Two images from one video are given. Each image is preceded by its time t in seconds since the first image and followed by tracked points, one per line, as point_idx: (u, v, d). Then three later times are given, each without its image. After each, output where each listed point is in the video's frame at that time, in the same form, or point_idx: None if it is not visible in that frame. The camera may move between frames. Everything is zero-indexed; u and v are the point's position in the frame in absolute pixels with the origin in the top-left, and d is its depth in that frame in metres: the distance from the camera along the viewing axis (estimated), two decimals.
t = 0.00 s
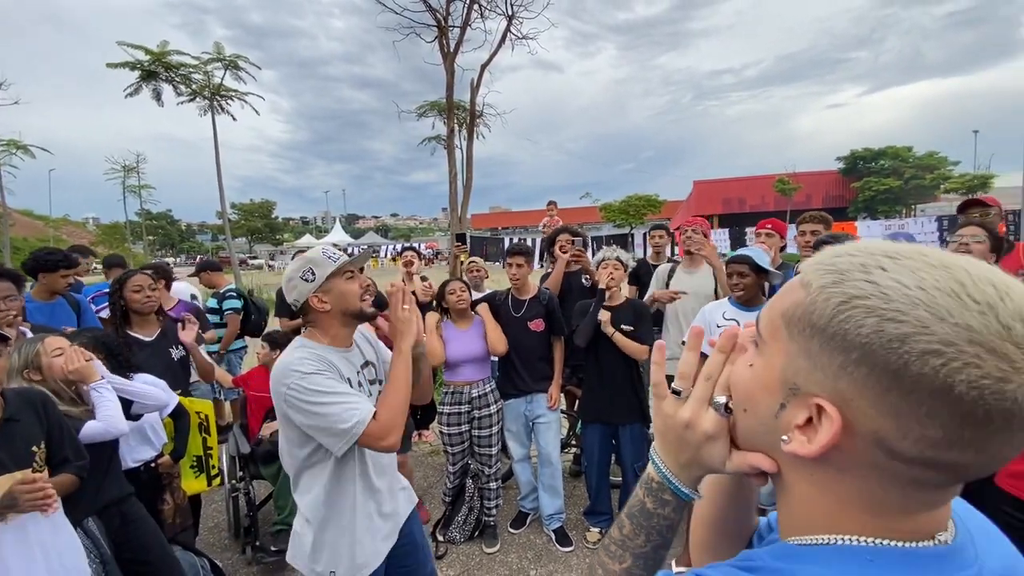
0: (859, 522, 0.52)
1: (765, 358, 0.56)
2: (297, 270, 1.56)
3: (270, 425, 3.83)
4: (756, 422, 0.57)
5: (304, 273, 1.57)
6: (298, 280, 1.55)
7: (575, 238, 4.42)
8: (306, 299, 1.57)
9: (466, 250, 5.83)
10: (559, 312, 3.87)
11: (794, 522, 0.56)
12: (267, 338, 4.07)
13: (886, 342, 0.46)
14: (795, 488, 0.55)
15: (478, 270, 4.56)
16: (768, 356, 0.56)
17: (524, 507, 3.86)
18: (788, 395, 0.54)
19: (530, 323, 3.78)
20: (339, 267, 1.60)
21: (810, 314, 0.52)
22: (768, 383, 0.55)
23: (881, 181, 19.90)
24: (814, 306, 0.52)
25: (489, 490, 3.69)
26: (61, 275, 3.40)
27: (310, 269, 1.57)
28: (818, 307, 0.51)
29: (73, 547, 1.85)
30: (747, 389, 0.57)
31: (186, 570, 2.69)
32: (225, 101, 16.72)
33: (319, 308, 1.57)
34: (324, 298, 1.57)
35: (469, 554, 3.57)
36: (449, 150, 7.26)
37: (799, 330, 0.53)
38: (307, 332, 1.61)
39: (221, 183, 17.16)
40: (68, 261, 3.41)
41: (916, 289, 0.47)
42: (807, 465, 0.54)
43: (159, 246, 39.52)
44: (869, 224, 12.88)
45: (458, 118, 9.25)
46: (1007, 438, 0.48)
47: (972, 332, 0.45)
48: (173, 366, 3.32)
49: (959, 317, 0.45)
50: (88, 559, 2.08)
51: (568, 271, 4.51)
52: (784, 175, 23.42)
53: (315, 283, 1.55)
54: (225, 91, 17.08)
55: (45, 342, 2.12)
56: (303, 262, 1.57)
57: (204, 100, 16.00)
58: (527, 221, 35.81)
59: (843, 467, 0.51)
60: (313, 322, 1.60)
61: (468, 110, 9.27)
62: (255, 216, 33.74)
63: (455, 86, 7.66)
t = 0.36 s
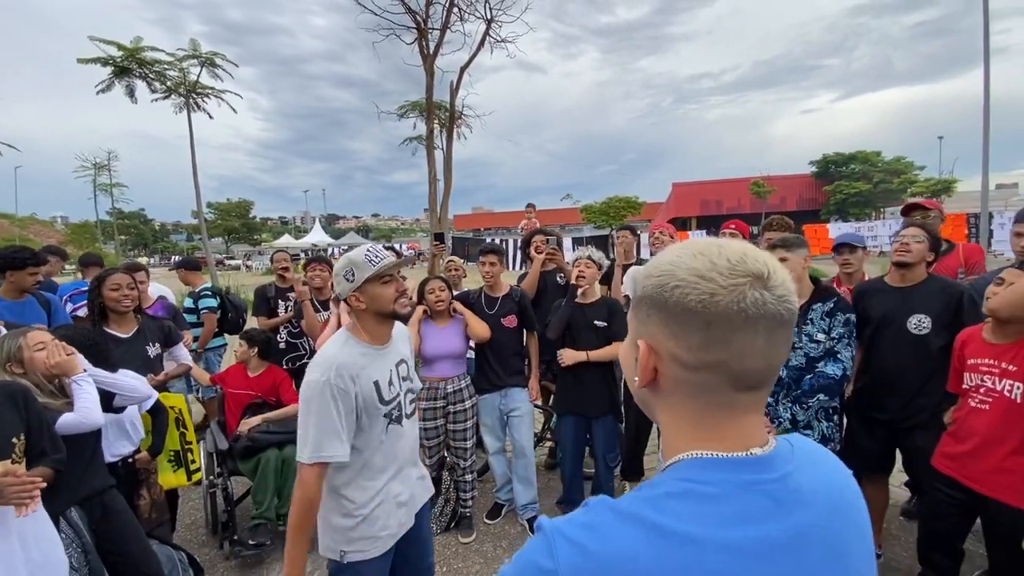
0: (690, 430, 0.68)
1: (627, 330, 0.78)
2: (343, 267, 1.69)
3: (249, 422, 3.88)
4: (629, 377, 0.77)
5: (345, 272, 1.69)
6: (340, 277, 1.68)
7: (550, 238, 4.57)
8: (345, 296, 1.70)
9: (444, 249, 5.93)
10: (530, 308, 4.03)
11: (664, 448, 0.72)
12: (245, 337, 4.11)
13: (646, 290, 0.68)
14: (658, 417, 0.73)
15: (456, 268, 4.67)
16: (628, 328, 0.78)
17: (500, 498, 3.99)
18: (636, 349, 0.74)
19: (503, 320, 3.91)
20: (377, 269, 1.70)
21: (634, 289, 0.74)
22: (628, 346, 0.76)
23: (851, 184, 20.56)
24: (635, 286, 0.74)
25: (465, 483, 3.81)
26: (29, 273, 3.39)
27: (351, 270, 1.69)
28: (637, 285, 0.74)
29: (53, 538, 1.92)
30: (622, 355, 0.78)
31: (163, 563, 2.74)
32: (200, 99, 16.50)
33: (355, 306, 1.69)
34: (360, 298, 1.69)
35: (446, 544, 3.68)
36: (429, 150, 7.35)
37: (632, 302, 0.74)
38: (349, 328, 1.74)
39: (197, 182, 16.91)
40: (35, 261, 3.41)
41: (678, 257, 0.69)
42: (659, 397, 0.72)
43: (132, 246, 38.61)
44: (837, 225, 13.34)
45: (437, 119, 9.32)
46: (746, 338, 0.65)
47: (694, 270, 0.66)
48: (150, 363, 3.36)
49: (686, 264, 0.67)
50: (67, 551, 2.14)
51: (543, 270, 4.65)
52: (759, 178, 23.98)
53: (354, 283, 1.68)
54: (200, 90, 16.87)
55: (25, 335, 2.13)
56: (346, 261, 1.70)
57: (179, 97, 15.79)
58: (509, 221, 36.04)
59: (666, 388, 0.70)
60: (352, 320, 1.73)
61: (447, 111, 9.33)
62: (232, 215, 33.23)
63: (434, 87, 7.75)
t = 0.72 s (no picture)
0: (634, 377, 0.83)
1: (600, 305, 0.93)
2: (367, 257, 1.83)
3: (230, 419, 3.92)
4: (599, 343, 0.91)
5: (369, 261, 1.84)
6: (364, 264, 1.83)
7: (531, 239, 4.70)
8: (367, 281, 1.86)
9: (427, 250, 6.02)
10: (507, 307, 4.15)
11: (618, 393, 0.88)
12: (227, 336, 4.15)
13: (609, 269, 0.84)
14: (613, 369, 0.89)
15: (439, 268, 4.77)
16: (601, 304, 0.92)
17: (480, 492, 4.10)
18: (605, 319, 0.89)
19: (483, 318, 4.02)
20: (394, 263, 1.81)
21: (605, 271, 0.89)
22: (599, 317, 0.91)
23: (827, 189, 21.10)
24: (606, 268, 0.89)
25: (446, 478, 3.91)
26: (5, 271, 3.39)
27: (373, 259, 1.83)
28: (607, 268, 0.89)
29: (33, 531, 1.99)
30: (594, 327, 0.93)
31: (145, 557, 2.79)
32: (181, 98, 16.32)
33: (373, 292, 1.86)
34: (378, 285, 1.84)
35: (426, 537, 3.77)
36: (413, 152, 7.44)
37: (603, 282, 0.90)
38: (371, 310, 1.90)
39: (177, 182, 16.71)
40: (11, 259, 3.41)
41: (640, 245, 0.85)
42: (620, 356, 0.86)
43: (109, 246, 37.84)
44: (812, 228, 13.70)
45: (421, 121, 9.40)
46: (685, 306, 0.80)
47: (647, 254, 0.82)
48: (131, 361, 3.39)
49: (645, 249, 0.83)
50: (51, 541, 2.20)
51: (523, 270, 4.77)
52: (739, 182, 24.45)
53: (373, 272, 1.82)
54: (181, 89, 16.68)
55: (18, 328, 2.25)
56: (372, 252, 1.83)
57: (159, 96, 15.60)
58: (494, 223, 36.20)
59: (619, 346, 0.87)
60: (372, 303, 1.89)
61: (432, 113, 9.42)
62: (213, 216, 32.79)
63: (418, 89, 7.83)
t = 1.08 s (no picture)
0: (686, 342, 1.00)
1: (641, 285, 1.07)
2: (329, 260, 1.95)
3: (215, 419, 3.95)
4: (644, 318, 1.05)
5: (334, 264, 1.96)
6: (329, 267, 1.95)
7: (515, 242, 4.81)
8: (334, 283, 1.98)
9: (412, 252, 6.10)
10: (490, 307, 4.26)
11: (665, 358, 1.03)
12: (211, 336, 4.17)
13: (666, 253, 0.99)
14: (657, 338, 1.05)
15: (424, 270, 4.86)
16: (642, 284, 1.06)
17: (463, 489, 4.19)
18: (652, 296, 1.03)
19: (467, 318, 4.12)
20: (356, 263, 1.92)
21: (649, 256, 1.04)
22: (645, 295, 1.05)
23: (804, 195, 21.63)
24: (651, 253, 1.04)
25: (429, 475, 3.99)
26: None
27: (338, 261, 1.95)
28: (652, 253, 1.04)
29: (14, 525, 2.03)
30: (637, 303, 1.06)
31: (130, 554, 2.82)
32: (161, 98, 16.14)
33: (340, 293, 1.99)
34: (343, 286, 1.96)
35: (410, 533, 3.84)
36: (397, 156, 7.51)
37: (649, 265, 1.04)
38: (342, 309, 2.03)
39: (156, 183, 16.49)
40: None
41: (684, 234, 1.02)
42: (670, 326, 1.02)
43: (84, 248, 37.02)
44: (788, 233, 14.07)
45: (406, 125, 9.49)
46: (729, 282, 0.99)
47: (690, 241, 1.00)
48: (115, 360, 3.39)
49: (692, 237, 1.00)
50: (38, 535, 2.27)
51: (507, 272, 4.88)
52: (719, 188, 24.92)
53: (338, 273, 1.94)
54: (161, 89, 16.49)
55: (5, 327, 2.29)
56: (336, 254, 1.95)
57: (138, 96, 15.41)
58: (479, 227, 36.28)
59: (667, 319, 1.02)
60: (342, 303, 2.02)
61: (416, 117, 9.51)
62: (192, 218, 32.32)
63: (402, 94, 7.91)
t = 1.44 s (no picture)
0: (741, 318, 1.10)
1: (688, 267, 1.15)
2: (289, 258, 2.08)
3: (205, 417, 3.96)
4: (695, 297, 1.13)
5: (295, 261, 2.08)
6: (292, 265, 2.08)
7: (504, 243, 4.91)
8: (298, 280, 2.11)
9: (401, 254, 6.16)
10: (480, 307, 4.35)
11: (718, 333, 1.12)
12: (201, 335, 4.18)
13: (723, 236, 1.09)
14: (707, 316, 1.13)
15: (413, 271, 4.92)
16: (689, 266, 1.14)
17: (453, 486, 4.24)
18: (703, 277, 1.11)
19: (458, 316, 4.18)
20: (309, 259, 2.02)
21: (700, 241, 1.13)
22: (695, 276, 1.13)
23: (784, 202, 22.15)
24: (700, 238, 1.13)
25: (420, 472, 4.04)
26: None
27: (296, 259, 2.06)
28: (702, 238, 1.13)
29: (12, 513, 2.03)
30: (685, 284, 1.14)
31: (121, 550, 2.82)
32: (144, 100, 15.98)
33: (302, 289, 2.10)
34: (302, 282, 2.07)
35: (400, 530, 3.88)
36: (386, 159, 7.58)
37: (699, 249, 1.12)
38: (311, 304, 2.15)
39: (138, 185, 16.30)
40: None
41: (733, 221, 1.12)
42: (721, 305, 1.11)
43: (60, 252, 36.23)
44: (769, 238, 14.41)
45: (394, 130, 9.56)
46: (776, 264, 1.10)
47: (740, 227, 1.11)
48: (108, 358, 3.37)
49: (743, 223, 1.11)
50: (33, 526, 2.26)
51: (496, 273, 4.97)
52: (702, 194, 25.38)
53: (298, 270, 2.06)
54: (144, 91, 16.33)
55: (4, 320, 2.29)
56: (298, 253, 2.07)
57: (120, 97, 15.25)
58: (464, 232, 36.37)
59: (721, 299, 1.10)
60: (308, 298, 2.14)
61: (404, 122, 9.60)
62: (174, 222, 31.86)
63: (391, 98, 8.00)
